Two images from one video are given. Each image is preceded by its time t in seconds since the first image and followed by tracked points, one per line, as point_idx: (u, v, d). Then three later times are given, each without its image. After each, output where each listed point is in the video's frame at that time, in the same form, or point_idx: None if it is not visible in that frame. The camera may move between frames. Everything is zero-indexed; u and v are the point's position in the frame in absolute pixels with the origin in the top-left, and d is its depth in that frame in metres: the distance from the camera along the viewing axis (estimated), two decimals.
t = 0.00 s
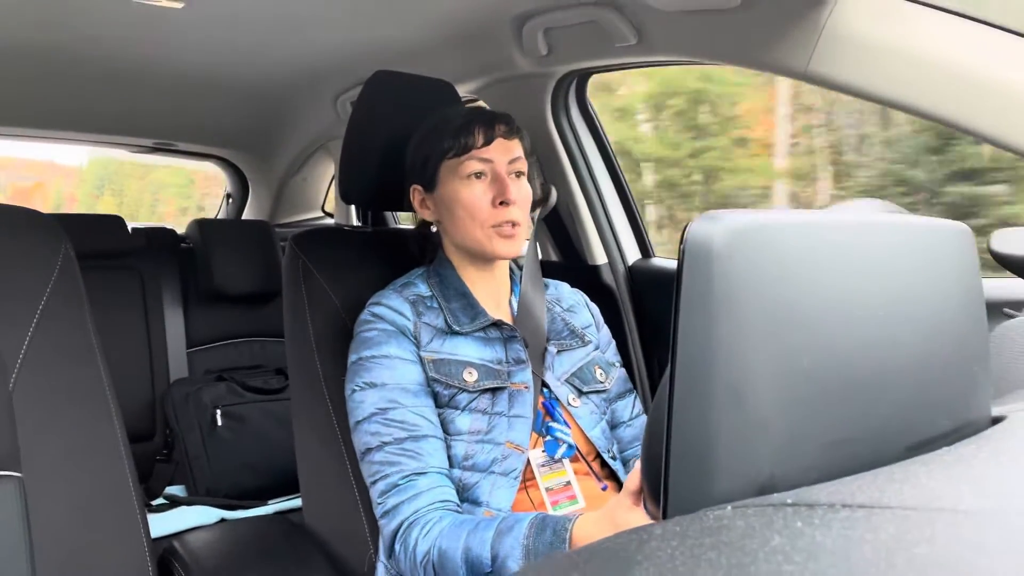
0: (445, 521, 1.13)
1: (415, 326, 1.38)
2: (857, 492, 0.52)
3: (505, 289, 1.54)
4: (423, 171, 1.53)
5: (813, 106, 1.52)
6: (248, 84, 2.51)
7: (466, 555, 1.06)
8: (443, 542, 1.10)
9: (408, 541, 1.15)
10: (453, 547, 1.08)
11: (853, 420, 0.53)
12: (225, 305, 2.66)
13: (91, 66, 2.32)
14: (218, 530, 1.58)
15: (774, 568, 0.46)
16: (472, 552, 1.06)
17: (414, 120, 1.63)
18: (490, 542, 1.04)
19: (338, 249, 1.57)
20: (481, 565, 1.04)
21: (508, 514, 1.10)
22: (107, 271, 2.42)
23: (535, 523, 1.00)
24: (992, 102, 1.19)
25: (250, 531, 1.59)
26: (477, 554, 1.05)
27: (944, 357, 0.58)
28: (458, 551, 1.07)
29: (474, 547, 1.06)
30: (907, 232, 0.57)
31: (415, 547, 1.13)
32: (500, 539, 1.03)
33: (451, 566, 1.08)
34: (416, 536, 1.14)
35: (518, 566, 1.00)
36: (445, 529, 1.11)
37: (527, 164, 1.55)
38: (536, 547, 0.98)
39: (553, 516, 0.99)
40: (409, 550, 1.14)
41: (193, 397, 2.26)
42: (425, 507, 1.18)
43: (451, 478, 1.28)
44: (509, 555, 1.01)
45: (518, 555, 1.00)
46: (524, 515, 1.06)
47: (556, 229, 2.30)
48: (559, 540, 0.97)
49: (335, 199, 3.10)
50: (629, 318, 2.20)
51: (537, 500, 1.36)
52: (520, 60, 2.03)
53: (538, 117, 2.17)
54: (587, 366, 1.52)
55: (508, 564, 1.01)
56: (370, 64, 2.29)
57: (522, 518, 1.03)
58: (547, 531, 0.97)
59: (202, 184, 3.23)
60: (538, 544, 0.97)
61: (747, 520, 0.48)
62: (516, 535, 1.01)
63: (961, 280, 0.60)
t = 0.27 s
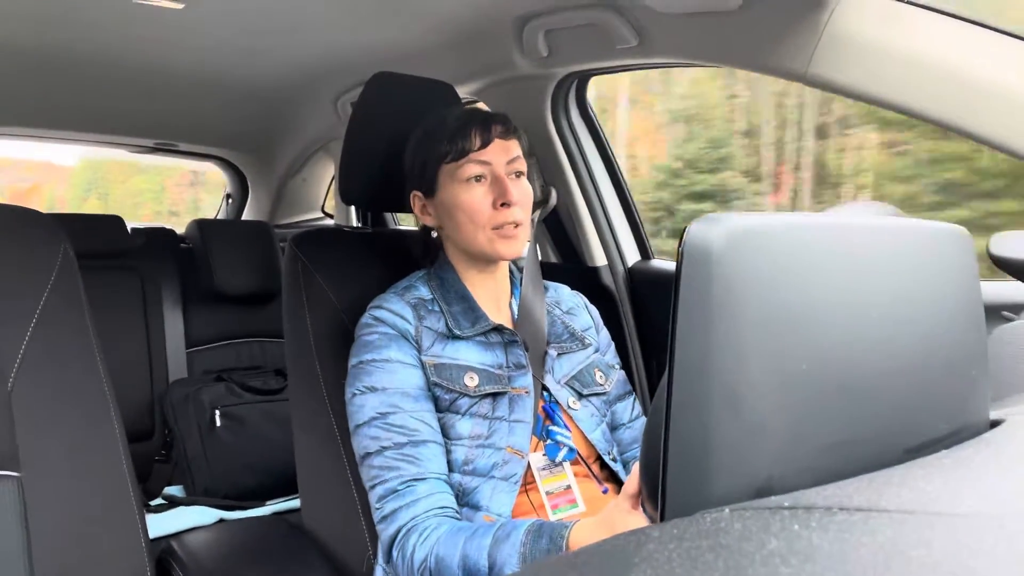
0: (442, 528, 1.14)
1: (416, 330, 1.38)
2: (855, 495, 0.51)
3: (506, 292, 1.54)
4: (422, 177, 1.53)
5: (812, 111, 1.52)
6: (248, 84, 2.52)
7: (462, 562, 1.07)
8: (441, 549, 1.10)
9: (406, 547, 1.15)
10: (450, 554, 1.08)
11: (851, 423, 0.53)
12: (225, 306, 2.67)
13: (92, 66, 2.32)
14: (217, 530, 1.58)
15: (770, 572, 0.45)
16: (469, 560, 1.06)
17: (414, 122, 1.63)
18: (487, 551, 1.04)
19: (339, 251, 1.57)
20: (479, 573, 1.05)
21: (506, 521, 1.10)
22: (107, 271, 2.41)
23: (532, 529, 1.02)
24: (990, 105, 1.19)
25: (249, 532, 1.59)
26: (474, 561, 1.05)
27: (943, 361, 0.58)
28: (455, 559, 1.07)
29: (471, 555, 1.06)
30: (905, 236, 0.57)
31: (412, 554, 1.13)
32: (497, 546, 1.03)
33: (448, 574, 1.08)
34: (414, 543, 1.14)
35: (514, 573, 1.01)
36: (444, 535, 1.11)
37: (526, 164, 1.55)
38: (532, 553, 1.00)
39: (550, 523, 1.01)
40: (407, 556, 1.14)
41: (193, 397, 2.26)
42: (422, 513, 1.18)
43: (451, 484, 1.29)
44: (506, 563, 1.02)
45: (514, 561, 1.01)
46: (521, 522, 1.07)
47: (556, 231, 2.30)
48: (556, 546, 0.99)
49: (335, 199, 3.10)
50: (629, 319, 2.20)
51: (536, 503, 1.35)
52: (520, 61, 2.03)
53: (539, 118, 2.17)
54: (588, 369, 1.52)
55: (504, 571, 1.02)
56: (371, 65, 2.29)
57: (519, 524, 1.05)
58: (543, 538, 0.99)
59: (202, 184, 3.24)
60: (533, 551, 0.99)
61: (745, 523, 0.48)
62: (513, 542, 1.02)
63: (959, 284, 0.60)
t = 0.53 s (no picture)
0: (444, 527, 1.14)
1: (418, 331, 1.38)
2: (857, 493, 0.51)
3: (507, 293, 1.54)
4: (423, 180, 1.53)
5: (812, 110, 1.52)
6: (248, 85, 2.52)
7: (465, 561, 1.07)
8: (442, 548, 1.10)
9: (407, 547, 1.15)
10: (451, 553, 1.08)
11: (853, 421, 0.53)
12: (225, 306, 2.67)
13: (92, 68, 2.32)
14: (217, 531, 1.58)
15: (772, 571, 0.45)
16: (471, 559, 1.06)
17: (415, 123, 1.63)
18: (489, 549, 1.05)
19: (340, 252, 1.57)
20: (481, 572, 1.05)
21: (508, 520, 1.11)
22: (107, 272, 2.41)
23: (535, 528, 1.02)
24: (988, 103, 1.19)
25: (250, 532, 1.59)
26: (476, 560, 1.05)
27: (944, 359, 0.58)
28: (457, 557, 1.07)
29: (473, 554, 1.06)
30: (906, 234, 0.57)
31: (413, 553, 1.13)
32: (500, 545, 1.03)
33: (449, 572, 1.08)
34: (416, 542, 1.14)
35: (517, 572, 1.01)
36: (445, 535, 1.12)
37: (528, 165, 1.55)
38: (534, 552, 1.00)
39: (553, 523, 1.01)
40: (408, 555, 1.15)
41: (193, 398, 2.26)
42: (424, 512, 1.18)
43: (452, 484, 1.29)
44: (508, 562, 1.02)
45: (517, 560, 1.01)
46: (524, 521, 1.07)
47: (556, 231, 2.30)
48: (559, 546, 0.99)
49: (335, 200, 3.10)
50: (629, 319, 2.20)
51: (537, 503, 1.35)
52: (520, 61, 2.03)
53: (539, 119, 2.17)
54: (588, 370, 1.52)
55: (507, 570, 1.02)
56: (371, 65, 2.29)
57: (522, 523, 1.05)
58: (546, 538, 0.99)
59: (202, 185, 3.24)
60: (536, 550, 0.99)
61: (747, 522, 0.48)
62: (517, 540, 1.02)
63: (959, 283, 0.60)
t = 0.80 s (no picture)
0: (445, 529, 1.14)
1: (418, 332, 1.38)
2: (858, 491, 0.51)
3: (507, 293, 1.55)
4: (417, 183, 1.53)
5: (812, 109, 1.52)
6: (249, 87, 2.52)
7: (466, 562, 1.07)
8: (444, 550, 1.10)
9: (409, 548, 1.15)
10: (453, 553, 1.08)
11: (855, 418, 0.53)
12: (226, 308, 2.67)
13: (92, 70, 2.32)
14: (218, 532, 1.58)
15: (774, 569, 0.45)
16: (473, 560, 1.06)
17: (415, 123, 1.63)
18: (491, 550, 1.05)
19: (340, 253, 1.57)
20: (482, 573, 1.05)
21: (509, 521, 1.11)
22: (108, 273, 2.41)
23: (537, 528, 1.02)
24: (988, 101, 1.19)
25: (250, 534, 1.59)
26: (477, 561, 1.05)
27: (945, 357, 0.58)
28: (458, 558, 1.08)
29: (474, 555, 1.06)
30: (906, 232, 0.57)
31: (415, 555, 1.13)
32: (501, 547, 1.04)
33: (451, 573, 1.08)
34: (417, 543, 1.14)
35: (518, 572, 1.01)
36: (446, 536, 1.11)
37: (520, 162, 1.55)
38: (536, 552, 1.01)
39: (555, 523, 1.01)
40: (410, 557, 1.14)
41: (194, 400, 2.26)
42: (426, 514, 1.18)
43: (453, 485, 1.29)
44: (510, 563, 1.02)
45: (518, 562, 1.02)
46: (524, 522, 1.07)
47: (557, 231, 2.30)
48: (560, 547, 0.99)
49: (335, 201, 3.11)
50: (630, 320, 2.20)
51: (538, 503, 1.35)
52: (520, 62, 2.03)
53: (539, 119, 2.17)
54: (589, 369, 1.52)
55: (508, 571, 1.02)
56: (371, 66, 2.29)
57: (522, 525, 1.05)
58: (549, 538, 1.00)
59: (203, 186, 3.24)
60: (538, 551, 0.99)
61: (748, 520, 0.48)
62: (518, 542, 1.03)
63: (961, 280, 0.60)
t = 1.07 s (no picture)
0: (448, 528, 1.14)
1: (419, 331, 1.38)
2: (860, 488, 0.51)
3: (507, 291, 1.55)
4: (418, 181, 1.53)
5: (812, 107, 1.52)
6: (249, 86, 2.52)
7: (468, 560, 1.07)
8: (446, 548, 1.10)
9: (411, 547, 1.15)
10: (454, 552, 1.09)
11: (857, 416, 0.53)
12: (226, 307, 2.67)
13: (93, 70, 2.32)
14: (219, 531, 1.58)
15: (776, 567, 0.45)
16: (474, 559, 1.07)
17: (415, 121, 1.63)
18: (493, 547, 1.05)
19: (341, 252, 1.57)
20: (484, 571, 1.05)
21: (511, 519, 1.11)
22: (109, 272, 2.41)
23: (537, 525, 1.03)
24: (988, 99, 1.20)
25: (251, 533, 1.59)
26: (479, 560, 1.06)
27: (946, 356, 0.58)
28: (460, 557, 1.08)
29: (476, 553, 1.06)
30: (908, 231, 0.57)
31: (417, 554, 1.13)
32: (501, 543, 1.04)
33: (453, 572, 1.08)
34: (419, 542, 1.14)
35: (518, 569, 1.02)
36: (449, 535, 1.12)
37: (520, 162, 1.55)
38: (535, 550, 1.01)
39: (554, 519, 1.02)
40: (412, 556, 1.14)
41: (195, 400, 2.25)
42: (428, 513, 1.18)
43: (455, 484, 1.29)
44: (510, 560, 1.02)
45: (518, 558, 1.02)
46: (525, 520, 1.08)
47: (557, 229, 2.30)
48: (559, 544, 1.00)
49: (336, 200, 3.11)
50: (630, 318, 2.20)
51: (539, 502, 1.36)
52: (520, 61, 2.03)
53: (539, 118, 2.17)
54: (589, 367, 1.52)
55: (509, 568, 1.02)
56: (371, 65, 2.29)
57: (523, 522, 1.05)
58: (547, 535, 1.00)
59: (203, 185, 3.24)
60: (536, 548, 1.00)
61: (749, 518, 0.48)
62: (518, 538, 1.03)
63: (963, 280, 0.60)
